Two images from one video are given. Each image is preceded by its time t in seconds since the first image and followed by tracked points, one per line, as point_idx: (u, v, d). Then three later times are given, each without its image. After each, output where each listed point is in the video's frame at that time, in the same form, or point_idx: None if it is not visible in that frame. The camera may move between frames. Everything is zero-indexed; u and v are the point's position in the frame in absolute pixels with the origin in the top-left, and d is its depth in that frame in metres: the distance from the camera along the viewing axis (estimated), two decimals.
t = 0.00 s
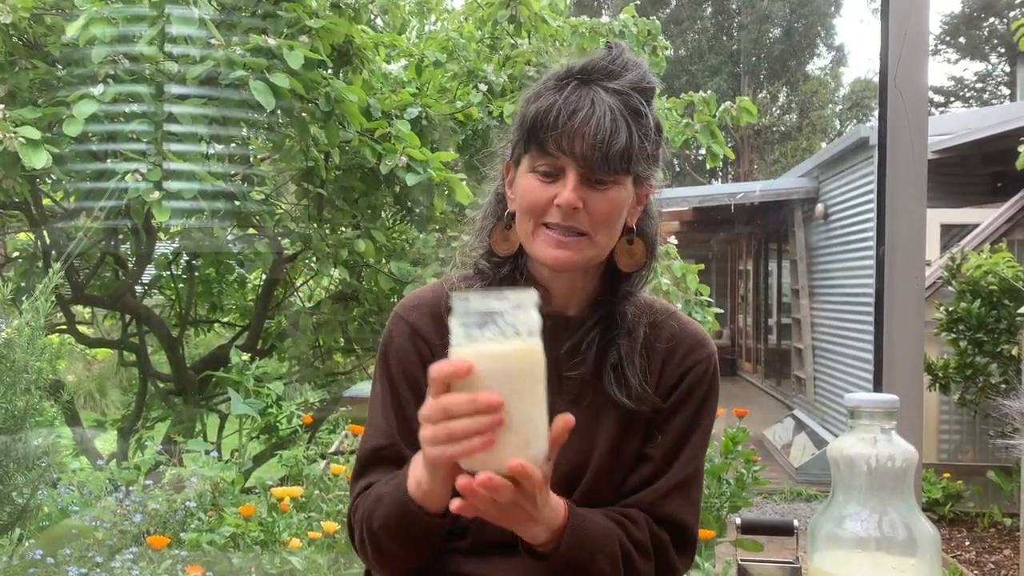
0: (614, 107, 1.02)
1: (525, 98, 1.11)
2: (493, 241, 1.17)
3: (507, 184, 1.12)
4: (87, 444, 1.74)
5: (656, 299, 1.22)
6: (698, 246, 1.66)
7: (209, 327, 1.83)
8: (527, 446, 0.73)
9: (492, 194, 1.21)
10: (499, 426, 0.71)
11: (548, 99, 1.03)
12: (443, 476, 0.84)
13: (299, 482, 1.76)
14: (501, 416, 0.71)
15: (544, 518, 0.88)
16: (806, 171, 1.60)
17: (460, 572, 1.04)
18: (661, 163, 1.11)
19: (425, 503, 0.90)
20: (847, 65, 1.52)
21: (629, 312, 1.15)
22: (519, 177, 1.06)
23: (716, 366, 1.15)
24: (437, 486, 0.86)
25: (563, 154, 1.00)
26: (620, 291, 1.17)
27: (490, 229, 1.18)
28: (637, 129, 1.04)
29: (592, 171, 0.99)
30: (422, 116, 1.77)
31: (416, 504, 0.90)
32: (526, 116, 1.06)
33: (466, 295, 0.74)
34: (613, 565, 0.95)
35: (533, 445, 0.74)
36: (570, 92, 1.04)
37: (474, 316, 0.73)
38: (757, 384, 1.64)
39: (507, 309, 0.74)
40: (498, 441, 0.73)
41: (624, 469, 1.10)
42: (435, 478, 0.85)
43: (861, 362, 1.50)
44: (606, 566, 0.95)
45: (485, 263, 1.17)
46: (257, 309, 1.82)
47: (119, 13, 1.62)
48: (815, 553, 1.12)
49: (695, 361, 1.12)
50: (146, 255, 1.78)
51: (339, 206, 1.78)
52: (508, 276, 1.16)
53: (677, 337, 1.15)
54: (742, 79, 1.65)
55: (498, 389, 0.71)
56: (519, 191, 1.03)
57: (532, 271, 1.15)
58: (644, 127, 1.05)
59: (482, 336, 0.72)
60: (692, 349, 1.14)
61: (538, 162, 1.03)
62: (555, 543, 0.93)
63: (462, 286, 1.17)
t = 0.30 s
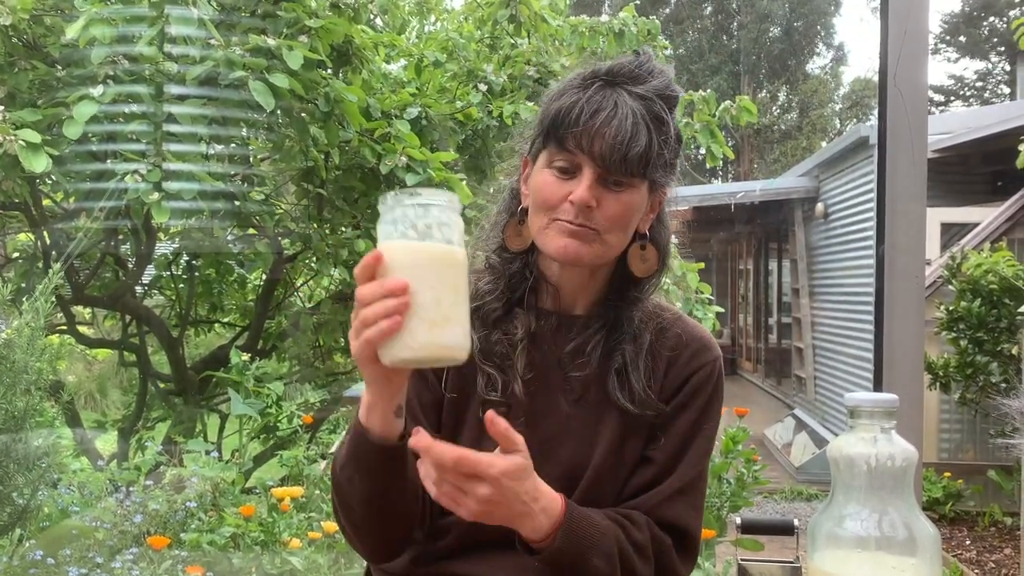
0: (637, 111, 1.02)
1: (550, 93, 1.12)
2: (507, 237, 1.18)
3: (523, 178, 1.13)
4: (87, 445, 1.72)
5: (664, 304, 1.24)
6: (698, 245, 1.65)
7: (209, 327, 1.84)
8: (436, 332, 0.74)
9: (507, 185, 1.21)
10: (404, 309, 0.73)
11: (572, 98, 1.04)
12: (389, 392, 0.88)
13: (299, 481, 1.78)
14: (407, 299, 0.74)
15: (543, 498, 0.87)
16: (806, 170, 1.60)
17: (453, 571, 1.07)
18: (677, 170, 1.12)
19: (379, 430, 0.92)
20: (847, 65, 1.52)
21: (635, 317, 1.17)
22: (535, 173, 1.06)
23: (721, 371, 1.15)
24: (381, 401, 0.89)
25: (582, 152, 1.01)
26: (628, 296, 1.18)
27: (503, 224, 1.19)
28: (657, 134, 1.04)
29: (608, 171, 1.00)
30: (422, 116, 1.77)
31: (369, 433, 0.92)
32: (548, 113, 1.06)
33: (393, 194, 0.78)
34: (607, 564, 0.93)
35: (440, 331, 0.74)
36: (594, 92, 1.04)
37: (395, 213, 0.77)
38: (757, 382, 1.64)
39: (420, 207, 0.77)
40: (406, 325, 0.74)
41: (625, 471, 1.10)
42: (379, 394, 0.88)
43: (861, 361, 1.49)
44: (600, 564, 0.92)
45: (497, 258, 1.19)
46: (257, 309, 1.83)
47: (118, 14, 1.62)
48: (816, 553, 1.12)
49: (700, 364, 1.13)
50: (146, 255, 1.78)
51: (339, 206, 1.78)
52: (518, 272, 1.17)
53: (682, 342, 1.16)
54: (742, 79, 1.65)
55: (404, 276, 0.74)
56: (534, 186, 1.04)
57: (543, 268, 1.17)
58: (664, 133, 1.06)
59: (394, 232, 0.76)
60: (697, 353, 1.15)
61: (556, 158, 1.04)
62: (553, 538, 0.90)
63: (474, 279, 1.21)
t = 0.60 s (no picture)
0: (640, 110, 1.03)
1: (551, 94, 1.12)
2: (502, 236, 1.19)
3: (522, 178, 1.13)
4: (88, 445, 1.73)
5: (663, 303, 1.24)
6: (698, 245, 1.65)
7: (209, 328, 1.84)
8: (416, 295, 0.83)
9: (504, 189, 1.21)
10: (386, 276, 0.83)
11: (577, 96, 1.04)
12: (378, 367, 0.92)
13: (299, 482, 1.77)
14: (390, 268, 0.83)
15: (542, 484, 0.87)
16: (806, 170, 1.59)
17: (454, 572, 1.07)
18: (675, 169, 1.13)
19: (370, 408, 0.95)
20: (847, 65, 1.52)
21: (633, 318, 1.17)
22: (537, 170, 1.06)
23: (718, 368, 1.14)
24: (371, 377, 0.93)
25: (587, 149, 1.01)
26: (627, 297, 1.18)
27: (499, 225, 1.19)
28: (659, 134, 1.05)
29: (614, 168, 1.00)
30: (422, 116, 1.77)
31: (361, 410, 0.95)
32: (551, 111, 1.07)
33: (380, 174, 0.89)
34: (607, 554, 0.93)
35: (419, 297, 0.83)
36: (599, 90, 1.05)
37: (383, 192, 0.87)
38: (757, 382, 1.64)
39: (406, 185, 0.87)
40: (388, 293, 0.83)
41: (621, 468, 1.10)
42: (369, 369, 0.92)
43: (861, 361, 1.49)
44: (600, 553, 0.92)
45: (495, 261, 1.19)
46: (257, 309, 1.84)
47: (118, 15, 1.62)
48: (815, 553, 1.12)
49: (697, 361, 1.13)
50: (146, 255, 1.78)
51: (339, 207, 1.79)
52: (517, 276, 1.18)
53: (679, 340, 1.16)
54: (742, 79, 1.65)
55: (388, 248, 0.84)
56: (536, 183, 1.03)
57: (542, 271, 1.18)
58: (665, 134, 1.06)
59: (382, 210, 0.86)
60: (695, 350, 1.15)
61: (560, 155, 1.04)
62: (553, 524, 0.90)
63: (471, 281, 1.22)
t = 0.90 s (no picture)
0: (614, 109, 1.03)
1: (523, 106, 1.12)
2: (493, 250, 1.18)
3: (501, 192, 1.13)
4: (88, 446, 1.73)
5: (652, 300, 1.20)
6: (698, 246, 1.68)
7: (209, 328, 1.84)
8: (416, 359, 0.76)
9: (485, 205, 1.21)
10: (386, 340, 0.77)
11: (551, 102, 1.04)
12: (390, 422, 0.91)
13: (299, 483, 1.77)
14: (389, 332, 0.77)
15: (547, 440, 0.89)
16: (806, 171, 1.60)
17: None
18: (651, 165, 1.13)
19: (386, 458, 0.95)
20: (847, 66, 1.52)
21: (622, 318, 1.13)
22: (518, 180, 1.05)
23: (712, 361, 1.10)
24: (384, 432, 0.93)
25: (567, 151, 1.01)
26: (612, 299, 1.15)
27: (487, 240, 1.18)
28: (634, 132, 1.05)
29: (595, 168, 1.00)
30: (422, 117, 1.77)
31: (378, 460, 0.95)
32: (524, 122, 1.06)
33: (379, 233, 0.83)
34: (607, 524, 0.91)
35: (421, 360, 0.77)
36: (571, 95, 1.05)
37: (382, 252, 0.81)
38: (758, 384, 1.65)
39: (403, 244, 0.80)
40: (389, 356, 0.77)
41: (615, 466, 1.06)
42: (381, 425, 0.92)
43: (861, 362, 1.49)
44: (599, 523, 0.91)
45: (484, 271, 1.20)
46: (258, 310, 1.84)
47: (119, 16, 1.62)
48: (815, 553, 1.11)
49: (686, 355, 1.08)
50: (147, 256, 1.78)
51: (339, 207, 1.80)
52: (504, 293, 1.16)
53: (668, 337, 1.12)
54: (742, 80, 1.66)
55: (386, 311, 0.78)
56: (520, 193, 1.03)
57: (529, 281, 1.16)
58: (640, 131, 1.07)
59: (382, 271, 0.80)
60: (684, 345, 1.10)
61: (540, 161, 1.04)
62: (554, 483, 0.90)
63: (458, 300, 1.21)
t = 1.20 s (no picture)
0: (587, 105, 1.04)
1: (492, 114, 1.12)
2: (481, 256, 1.16)
3: (484, 198, 1.13)
4: (89, 446, 1.74)
5: (643, 292, 1.19)
6: (698, 247, 1.68)
7: (210, 329, 1.84)
8: (417, 362, 0.77)
9: (469, 214, 1.21)
10: (387, 342, 0.77)
11: (525, 108, 1.03)
12: (391, 424, 0.91)
13: (300, 483, 1.77)
14: (391, 333, 0.78)
15: (546, 438, 0.89)
16: (806, 171, 1.60)
17: None
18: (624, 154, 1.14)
19: (388, 460, 0.96)
20: (847, 66, 1.52)
21: (616, 305, 1.13)
22: (503, 187, 1.05)
23: (708, 354, 1.09)
24: (385, 434, 0.93)
25: (550, 153, 1.01)
26: (604, 283, 1.14)
27: (475, 245, 1.17)
28: (609, 124, 1.06)
29: (579, 165, 1.00)
30: (423, 118, 1.77)
31: (380, 462, 0.96)
32: (500, 130, 1.05)
33: (383, 236, 0.84)
34: (607, 520, 0.91)
35: (421, 363, 0.77)
36: (544, 96, 1.04)
37: (386, 255, 0.82)
38: (759, 384, 1.65)
39: (410, 247, 0.82)
40: (389, 358, 0.77)
41: (615, 462, 1.06)
42: (382, 427, 0.92)
43: (862, 362, 1.49)
44: (599, 519, 0.91)
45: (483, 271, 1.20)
46: (258, 310, 1.84)
47: (118, 16, 1.62)
48: (815, 554, 1.11)
49: (681, 351, 1.07)
50: (148, 256, 1.78)
51: (340, 208, 1.80)
52: (498, 295, 1.16)
53: (663, 328, 1.11)
54: (742, 80, 1.65)
55: (390, 313, 0.79)
56: (507, 199, 1.02)
57: (522, 283, 1.15)
58: (612, 122, 1.07)
59: (387, 273, 0.81)
60: (680, 339, 1.09)
61: (523, 165, 1.03)
62: (553, 478, 0.90)
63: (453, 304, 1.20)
